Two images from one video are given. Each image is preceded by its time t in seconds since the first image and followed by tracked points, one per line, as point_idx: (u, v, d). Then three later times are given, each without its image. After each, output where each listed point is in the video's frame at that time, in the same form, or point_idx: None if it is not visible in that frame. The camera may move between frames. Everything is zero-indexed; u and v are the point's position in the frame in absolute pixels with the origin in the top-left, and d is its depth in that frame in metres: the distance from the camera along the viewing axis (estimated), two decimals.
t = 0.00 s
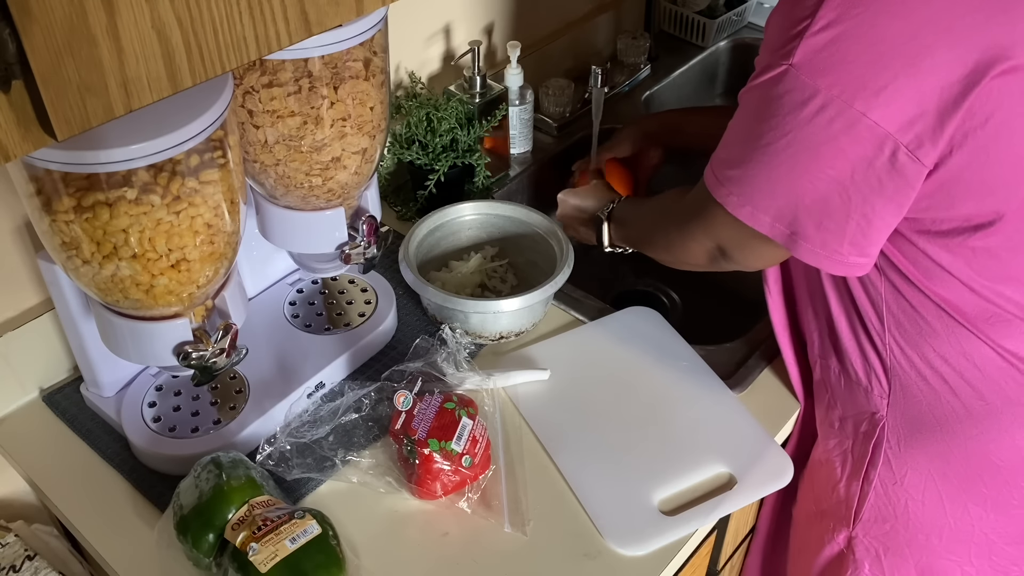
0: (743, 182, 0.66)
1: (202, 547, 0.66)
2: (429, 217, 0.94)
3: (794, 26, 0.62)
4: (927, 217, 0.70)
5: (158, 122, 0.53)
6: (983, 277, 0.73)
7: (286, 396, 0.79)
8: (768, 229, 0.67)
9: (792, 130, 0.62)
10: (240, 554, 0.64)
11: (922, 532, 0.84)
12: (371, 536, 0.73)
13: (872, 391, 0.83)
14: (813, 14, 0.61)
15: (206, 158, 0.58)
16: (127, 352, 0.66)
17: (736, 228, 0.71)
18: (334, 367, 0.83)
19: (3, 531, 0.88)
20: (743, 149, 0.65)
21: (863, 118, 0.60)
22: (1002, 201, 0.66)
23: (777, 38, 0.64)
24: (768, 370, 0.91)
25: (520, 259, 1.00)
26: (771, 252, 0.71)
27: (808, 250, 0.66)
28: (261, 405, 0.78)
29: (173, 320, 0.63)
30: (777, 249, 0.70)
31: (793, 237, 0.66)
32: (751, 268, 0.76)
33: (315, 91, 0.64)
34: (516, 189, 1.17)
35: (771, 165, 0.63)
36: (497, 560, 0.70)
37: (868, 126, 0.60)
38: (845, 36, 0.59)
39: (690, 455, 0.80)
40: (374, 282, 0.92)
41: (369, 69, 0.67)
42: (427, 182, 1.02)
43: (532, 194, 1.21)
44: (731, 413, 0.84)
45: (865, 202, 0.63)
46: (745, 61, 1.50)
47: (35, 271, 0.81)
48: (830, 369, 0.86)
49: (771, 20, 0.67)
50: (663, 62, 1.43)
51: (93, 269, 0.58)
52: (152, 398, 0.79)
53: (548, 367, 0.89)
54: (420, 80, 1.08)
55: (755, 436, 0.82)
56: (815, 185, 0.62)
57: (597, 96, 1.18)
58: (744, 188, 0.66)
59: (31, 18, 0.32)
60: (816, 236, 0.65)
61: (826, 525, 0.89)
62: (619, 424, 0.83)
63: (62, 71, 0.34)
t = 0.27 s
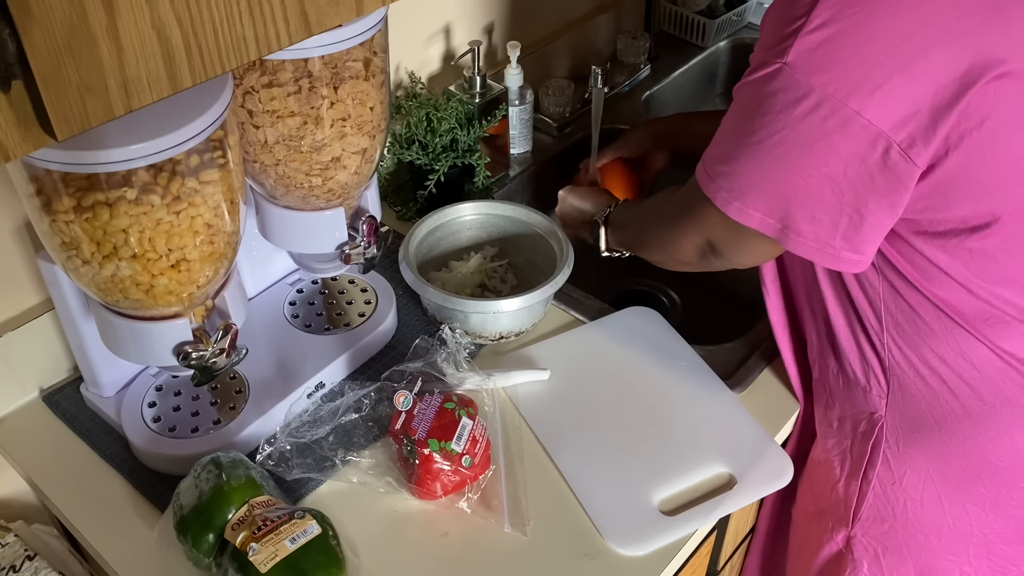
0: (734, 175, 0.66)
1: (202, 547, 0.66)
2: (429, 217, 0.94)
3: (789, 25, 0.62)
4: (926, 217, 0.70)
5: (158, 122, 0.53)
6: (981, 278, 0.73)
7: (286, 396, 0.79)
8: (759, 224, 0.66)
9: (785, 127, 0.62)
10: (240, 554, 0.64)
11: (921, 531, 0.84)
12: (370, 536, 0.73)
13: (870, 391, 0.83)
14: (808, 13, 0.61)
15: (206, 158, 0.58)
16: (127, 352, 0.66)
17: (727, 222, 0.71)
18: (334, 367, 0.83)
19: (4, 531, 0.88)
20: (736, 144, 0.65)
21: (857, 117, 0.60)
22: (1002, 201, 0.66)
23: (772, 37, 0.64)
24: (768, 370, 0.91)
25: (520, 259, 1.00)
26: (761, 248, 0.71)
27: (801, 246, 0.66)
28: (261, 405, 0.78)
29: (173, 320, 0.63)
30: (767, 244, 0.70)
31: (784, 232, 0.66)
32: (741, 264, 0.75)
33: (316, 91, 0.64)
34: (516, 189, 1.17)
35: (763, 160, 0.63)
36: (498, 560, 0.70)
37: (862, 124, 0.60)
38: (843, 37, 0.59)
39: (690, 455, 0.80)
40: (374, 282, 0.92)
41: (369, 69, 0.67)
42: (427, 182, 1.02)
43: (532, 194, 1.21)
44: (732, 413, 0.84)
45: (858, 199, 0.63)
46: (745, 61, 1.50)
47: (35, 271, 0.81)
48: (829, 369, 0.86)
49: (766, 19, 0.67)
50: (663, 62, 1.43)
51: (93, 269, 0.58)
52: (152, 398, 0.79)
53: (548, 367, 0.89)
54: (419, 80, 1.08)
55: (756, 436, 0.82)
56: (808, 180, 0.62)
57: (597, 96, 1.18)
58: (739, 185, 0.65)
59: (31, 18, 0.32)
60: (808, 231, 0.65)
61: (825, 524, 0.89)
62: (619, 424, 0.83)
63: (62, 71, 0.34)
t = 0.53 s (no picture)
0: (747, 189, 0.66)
1: (202, 547, 0.66)
2: (429, 217, 0.94)
3: (798, 33, 0.62)
4: (925, 218, 0.70)
5: (159, 122, 0.53)
6: (984, 281, 0.73)
7: (286, 396, 0.79)
8: (772, 235, 0.67)
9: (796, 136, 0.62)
10: (240, 554, 0.64)
11: (919, 533, 0.84)
12: (370, 536, 0.73)
13: (870, 393, 0.83)
14: (818, 20, 0.61)
15: (206, 158, 0.58)
16: (127, 352, 0.66)
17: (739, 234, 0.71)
18: (334, 367, 0.83)
19: (4, 531, 0.88)
20: (747, 155, 0.65)
21: (869, 125, 0.60)
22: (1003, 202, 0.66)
23: (781, 45, 0.64)
24: (768, 370, 0.91)
25: (519, 259, 1.00)
26: (777, 259, 0.71)
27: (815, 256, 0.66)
28: (261, 405, 0.78)
29: (173, 320, 0.63)
30: (782, 256, 0.71)
31: (797, 243, 0.66)
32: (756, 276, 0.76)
33: (316, 91, 0.64)
34: (516, 190, 1.17)
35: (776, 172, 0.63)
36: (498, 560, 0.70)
37: (874, 132, 0.60)
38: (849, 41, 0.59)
39: (690, 455, 0.80)
40: (374, 282, 0.92)
41: (369, 69, 0.67)
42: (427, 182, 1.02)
43: (532, 194, 1.21)
44: (732, 412, 0.84)
45: (871, 208, 0.63)
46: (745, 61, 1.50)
47: (35, 271, 0.81)
48: (828, 371, 0.86)
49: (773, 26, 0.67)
50: (663, 62, 1.43)
51: (93, 269, 0.58)
52: (152, 398, 0.79)
53: (548, 367, 0.89)
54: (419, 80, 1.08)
55: (757, 436, 0.82)
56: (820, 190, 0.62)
57: (597, 96, 1.18)
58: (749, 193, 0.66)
59: (31, 18, 0.32)
60: (821, 241, 0.65)
61: (823, 524, 0.89)
62: (619, 424, 0.83)
63: (62, 71, 0.34)
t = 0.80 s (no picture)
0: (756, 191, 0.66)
1: (202, 547, 0.66)
2: (429, 218, 0.94)
3: (808, 34, 0.62)
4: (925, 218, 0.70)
5: (159, 122, 0.53)
6: (992, 285, 0.73)
7: (286, 396, 0.79)
8: (777, 236, 0.66)
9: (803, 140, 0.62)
10: (240, 554, 0.64)
11: (924, 536, 0.84)
12: (371, 536, 0.73)
13: (877, 395, 0.83)
14: (828, 21, 0.61)
15: (206, 158, 0.58)
16: (127, 352, 0.66)
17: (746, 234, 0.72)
18: (334, 367, 0.83)
19: (4, 531, 0.88)
20: (755, 156, 0.65)
21: (876, 128, 0.60)
22: (1003, 202, 0.66)
23: (791, 45, 0.64)
24: (768, 371, 0.91)
25: (519, 259, 1.00)
26: (784, 262, 0.72)
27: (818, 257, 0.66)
28: (261, 405, 0.78)
29: (173, 320, 0.63)
30: (788, 259, 0.71)
31: (802, 247, 0.66)
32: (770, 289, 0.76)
33: (316, 91, 0.64)
34: (516, 189, 1.17)
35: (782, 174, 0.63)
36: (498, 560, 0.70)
37: (880, 136, 0.60)
38: (855, 41, 0.59)
39: (690, 455, 0.80)
40: (374, 282, 0.92)
41: (369, 69, 0.67)
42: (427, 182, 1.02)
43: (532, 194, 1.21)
44: (732, 411, 0.84)
45: (877, 211, 0.63)
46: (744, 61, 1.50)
47: (35, 271, 0.81)
48: (837, 374, 0.86)
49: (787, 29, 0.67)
50: (663, 63, 1.43)
51: (93, 269, 0.58)
52: (152, 398, 0.79)
53: (548, 367, 0.89)
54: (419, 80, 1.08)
55: (757, 436, 0.82)
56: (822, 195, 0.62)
57: (597, 96, 1.18)
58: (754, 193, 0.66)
59: (31, 18, 0.32)
60: (826, 244, 0.65)
61: (826, 528, 0.89)
62: (619, 424, 0.83)
63: (62, 71, 0.34)
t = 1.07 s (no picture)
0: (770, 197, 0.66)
1: (202, 547, 0.66)
2: (429, 217, 0.94)
3: (817, 34, 0.62)
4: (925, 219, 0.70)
5: (159, 122, 0.53)
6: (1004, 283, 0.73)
7: (286, 396, 0.79)
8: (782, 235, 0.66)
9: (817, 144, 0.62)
10: (240, 554, 0.64)
11: (934, 533, 0.85)
12: (371, 536, 0.73)
13: (887, 392, 0.83)
14: (839, 21, 0.60)
15: (206, 158, 0.58)
16: (127, 352, 0.66)
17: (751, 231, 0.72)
18: (334, 367, 0.83)
19: (4, 531, 0.88)
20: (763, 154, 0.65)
21: (885, 128, 0.59)
22: (1003, 205, 0.66)
23: (800, 45, 0.64)
24: (768, 371, 0.91)
25: (520, 259, 1.00)
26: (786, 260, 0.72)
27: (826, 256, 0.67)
28: (261, 405, 0.78)
29: (173, 320, 0.63)
30: (792, 256, 0.71)
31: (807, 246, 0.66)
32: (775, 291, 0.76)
33: (316, 91, 0.64)
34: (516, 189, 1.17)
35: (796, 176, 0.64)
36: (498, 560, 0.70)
37: (888, 136, 0.60)
38: (863, 44, 0.59)
39: (690, 455, 0.80)
40: (374, 282, 0.92)
41: (369, 69, 0.67)
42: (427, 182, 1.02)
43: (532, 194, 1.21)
44: (732, 411, 0.84)
45: (882, 212, 0.63)
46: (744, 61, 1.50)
47: (35, 271, 0.81)
48: (846, 371, 0.86)
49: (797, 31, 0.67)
50: (663, 63, 1.43)
51: (93, 269, 0.58)
52: (152, 398, 0.79)
53: (548, 367, 0.89)
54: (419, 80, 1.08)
55: (757, 436, 0.82)
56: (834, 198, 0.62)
57: (597, 96, 1.18)
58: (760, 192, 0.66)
59: (31, 18, 0.32)
60: (831, 243, 0.65)
61: (835, 526, 0.90)
62: (619, 424, 0.83)
63: (62, 71, 0.34)
